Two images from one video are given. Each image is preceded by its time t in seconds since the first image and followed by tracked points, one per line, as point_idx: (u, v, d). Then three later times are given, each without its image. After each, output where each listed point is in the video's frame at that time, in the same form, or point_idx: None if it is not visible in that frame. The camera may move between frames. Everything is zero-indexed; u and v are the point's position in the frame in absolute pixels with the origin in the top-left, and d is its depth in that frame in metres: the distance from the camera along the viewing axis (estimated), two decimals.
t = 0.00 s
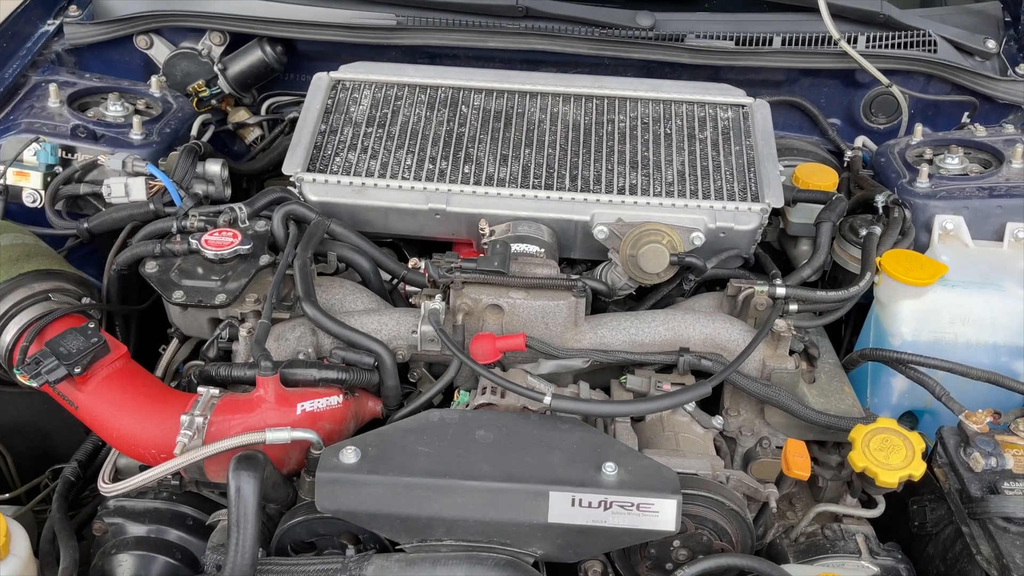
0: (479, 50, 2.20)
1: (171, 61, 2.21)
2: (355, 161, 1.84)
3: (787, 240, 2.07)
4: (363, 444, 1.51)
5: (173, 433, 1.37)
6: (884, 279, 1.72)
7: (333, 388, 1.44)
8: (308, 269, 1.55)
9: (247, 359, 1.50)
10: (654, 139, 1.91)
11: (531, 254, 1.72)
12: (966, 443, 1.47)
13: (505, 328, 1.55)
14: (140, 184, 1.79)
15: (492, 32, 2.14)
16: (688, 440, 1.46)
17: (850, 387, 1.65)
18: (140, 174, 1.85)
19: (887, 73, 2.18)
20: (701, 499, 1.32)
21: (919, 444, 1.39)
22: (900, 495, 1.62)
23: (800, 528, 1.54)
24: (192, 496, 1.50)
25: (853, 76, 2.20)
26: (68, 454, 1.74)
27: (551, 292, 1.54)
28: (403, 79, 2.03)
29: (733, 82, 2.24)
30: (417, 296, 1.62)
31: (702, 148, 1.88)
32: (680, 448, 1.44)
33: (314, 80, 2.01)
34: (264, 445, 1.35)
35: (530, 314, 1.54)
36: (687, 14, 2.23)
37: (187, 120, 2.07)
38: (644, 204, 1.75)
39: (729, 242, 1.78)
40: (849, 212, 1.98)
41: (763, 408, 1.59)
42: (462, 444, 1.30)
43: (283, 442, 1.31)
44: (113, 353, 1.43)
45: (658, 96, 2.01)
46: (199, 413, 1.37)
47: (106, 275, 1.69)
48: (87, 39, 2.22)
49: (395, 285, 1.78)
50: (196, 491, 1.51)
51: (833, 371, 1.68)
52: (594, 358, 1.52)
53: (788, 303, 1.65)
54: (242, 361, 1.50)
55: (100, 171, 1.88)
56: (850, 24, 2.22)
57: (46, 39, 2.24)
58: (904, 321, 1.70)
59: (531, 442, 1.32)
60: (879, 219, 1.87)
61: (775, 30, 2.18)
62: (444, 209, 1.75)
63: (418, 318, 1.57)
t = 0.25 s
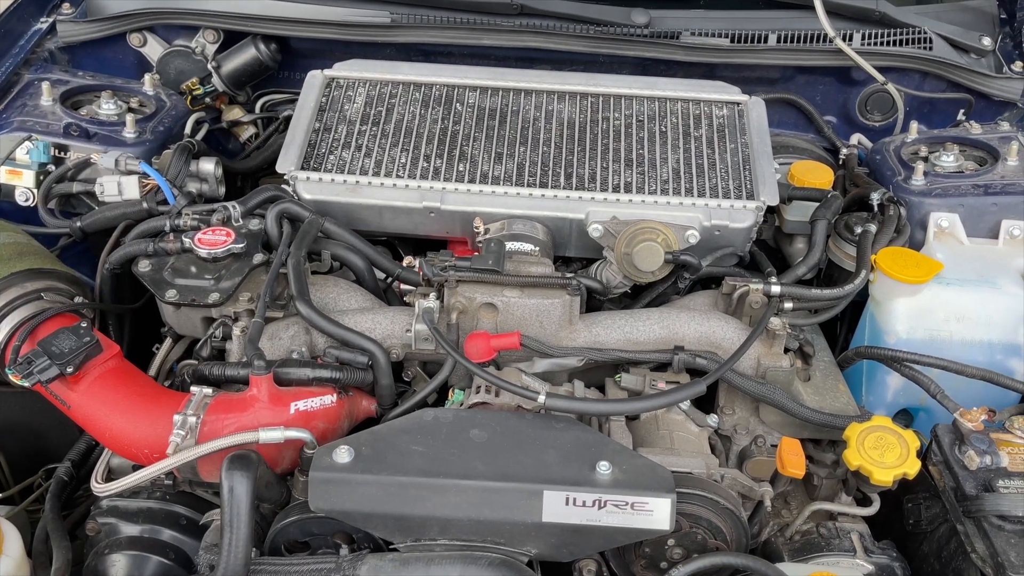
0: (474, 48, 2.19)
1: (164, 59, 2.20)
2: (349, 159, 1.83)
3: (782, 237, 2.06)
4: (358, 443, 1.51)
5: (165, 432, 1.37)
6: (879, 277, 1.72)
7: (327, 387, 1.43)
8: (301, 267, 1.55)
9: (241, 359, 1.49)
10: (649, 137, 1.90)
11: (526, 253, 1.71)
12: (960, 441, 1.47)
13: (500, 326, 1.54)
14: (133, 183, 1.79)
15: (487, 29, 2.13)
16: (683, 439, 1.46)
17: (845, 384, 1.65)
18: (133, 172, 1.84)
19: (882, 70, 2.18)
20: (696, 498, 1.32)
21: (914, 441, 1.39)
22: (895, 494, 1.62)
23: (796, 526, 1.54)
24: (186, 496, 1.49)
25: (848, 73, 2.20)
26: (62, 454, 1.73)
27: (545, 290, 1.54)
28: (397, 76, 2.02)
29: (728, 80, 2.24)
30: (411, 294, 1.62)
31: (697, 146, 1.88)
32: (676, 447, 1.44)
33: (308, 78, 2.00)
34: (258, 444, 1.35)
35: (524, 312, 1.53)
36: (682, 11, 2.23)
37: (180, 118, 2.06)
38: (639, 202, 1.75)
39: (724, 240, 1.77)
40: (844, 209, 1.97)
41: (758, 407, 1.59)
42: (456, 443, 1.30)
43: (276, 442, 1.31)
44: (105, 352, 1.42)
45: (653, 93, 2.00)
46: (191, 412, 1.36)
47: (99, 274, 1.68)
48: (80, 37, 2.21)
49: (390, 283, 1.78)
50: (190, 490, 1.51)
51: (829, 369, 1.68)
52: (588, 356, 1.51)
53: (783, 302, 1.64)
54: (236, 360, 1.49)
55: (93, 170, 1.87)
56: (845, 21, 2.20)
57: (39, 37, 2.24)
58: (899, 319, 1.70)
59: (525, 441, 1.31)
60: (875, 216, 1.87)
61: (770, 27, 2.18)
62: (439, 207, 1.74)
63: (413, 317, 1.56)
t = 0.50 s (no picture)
0: (470, 46, 2.19)
1: (159, 58, 2.19)
2: (345, 158, 1.83)
3: (778, 236, 2.07)
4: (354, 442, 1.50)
5: (160, 432, 1.37)
6: (875, 275, 1.72)
7: (323, 387, 1.43)
8: (297, 266, 1.55)
9: (236, 358, 1.50)
10: (645, 136, 1.90)
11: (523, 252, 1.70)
12: (955, 439, 1.47)
13: (495, 326, 1.55)
14: (128, 182, 1.78)
15: (483, 28, 2.13)
16: (679, 438, 1.46)
17: (840, 383, 1.66)
18: (128, 171, 1.84)
19: (878, 68, 2.18)
20: (691, 497, 1.32)
21: (909, 440, 1.39)
22: (890, 492, 1.62)
23: (791, 524, 1.55)
24: (182, 496, 1.48)
25: (844, 71, 2.20)
26: (58, 453, 1.73)
27: (541, 289, 1.54)
28: (393, 75, 2.02)
29: (724, 78, 2.24)
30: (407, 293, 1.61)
31: (693, 144, 1.88)
32: (672, 445, 1.44)
33: (304, 77, 2.00)
34: (253, 444, 1.35)
35: (520, 311, 1.53)
36: (678, 9, 2.23)
37: (176, 117, 2.06)
38: (635, 201, 1.75)
39: (720, 239, 1.77)
40: (840, 208, 1.98)
41: (754, 405, 1.59)
42: (451, 443, 1.30)
43: (272, 441, 1.31)
44: (101, 352, 1.42)
45: (649, 92, 2.00)
46: (187, 412, 1.36)
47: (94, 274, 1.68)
48: (75, 35, 2.20)
49: (386, 282, 1.78)
50: (186, 490, 1.50)
51: (824, 367, 1.68)
52: (584, 355, 1.52)
53: (779, 300, 1.65)
54: (231, 359, 1.49)
55: (88, 169, 1.87)
56: (840, 19, 2.21)
57: (34, 36, 2.23)
58: (894, 317, 1.70)
59: (520, 440, 1.32)
60: (870, 215, 1.87)
61: (766, 26, 2.18)
62: (435, 206, 1.74)
63: (409, 316, 1.56)
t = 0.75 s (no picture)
0: (467, 45, 2.19)
1: (157, 57, 2.19)
2: (342, 157, 1.83)
3: (776, 234, 2.06)
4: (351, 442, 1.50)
5: (157, 433, 1.36)
6: (872, 274, 1.71)
7: (320, 386, 1.43)
8: (294, 266, 1.54)
9: (234, 358, 1.50)
10: (642, 134, 1.90)
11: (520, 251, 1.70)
12: (953, 438, 1.47)
13: (493, 325, 1.54)
14: (125, 182, 1.79)
15: (480, 26, 2.13)
16: (677, 437, 1.46)
17: (838, 381, 1.66)
18: (125, 171, 1.83)
19: (875, 67, 2.18)
20: (689, 496, 1.32)
21: (907, 439, 1.39)
22: (888, 490, 1.62)
23: (789, 523, 1.55)
24: (179, 496, 1.49)
25: (842, 70, 2.20)
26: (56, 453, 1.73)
27: (539, 288, 1.54)
28: (390, 74, 2.02)
29: (721, 77, 2.24)
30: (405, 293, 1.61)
31: (690, 143, 1.88)
32: (669, 445, 1.44)
33: (301, 76, 2.00)
34: (251, 444, 1.35)
35: (518, 310, 1.53)
36: (676, 7, 2.23)
37: (173, 117, 2.05)
38: (632, 200, 1.75)
39: (718, 238, 1.77)
40: (838, 206, 1.97)
41: (752, 404, 1.59)
42: (449, 442, 1.30)
43: (269, 441, 1.31)
44: (98, 352, 1.42)
45: (647, 90, 2.00)
46: (184, 412, 1.36)
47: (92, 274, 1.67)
48: (71, 35, 2.20)
49: (383, 282, 1.77)
50: (183, 490, 1.50)
51: (822, 366, 1.68)
52: (582, 354, 1.52)
53: (777, 299, 1.65)
54: (229, 359, 1.49)
55: (85, 169, 1.87)
56: (838, 17, 2.20)
57: (31, 36, 2.22)
58: (892, 315, 1.70)
59: (518, 439, 1.31)
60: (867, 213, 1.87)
61: (764, 24, 2.19)
62: (433, 205, 1.74)
63: (406, 316, 1.56)
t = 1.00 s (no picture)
0: (463, 44, 2.19)
1: (153, 56, 2.19)
2: (338, 156, 1.83)
3: (773, 232, 2.07)
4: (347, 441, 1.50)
5: (153, 432, 1.36)
6: (867, 272, 1.72)
7: (316, 385, 1.43)
8: (290, 265, 1.54)
9: (229, 357, 1.50)
10: (638, 132, 1.90)
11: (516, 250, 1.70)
12: (949, 435, 1.47)
13: (489, 323, 1.54)
14: (121, 181, 1.78)
15: (477, 25, 2.13)
16: (672, 434, 1.47)
17: (834, 379, 1.66)
18: (121, 170, 1.83)
19: (871, 64, 2.18)
20: (685, 493, 1.32)
21: (902, 436, 1.39)
22: (884, 487, 1.62)
23: (785, 520, 1.55)
24: (175, 496, 1.49)
25: (838, 67, 2.20)
26: (52, 452, 1.74)
27: (535, 287, 1.54)
28: (386, 73, 2.02)
29: (718, 75, 2.24)
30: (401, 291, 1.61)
31: (686, 141, 1.88)
32: (665, 442, 1.44)
33: (297, 75, 2.00)
34: (246, 443, 1.34)
35: (513, 308, 1.53)
36: (672, 6, 2.23)
37: (169, 116, 2.05)
38: (628, 198, 1.75)
39: (714, 235, 1.77)
40: (834, 204, 1.97)
41: (747, 402, 1.59)
42: (445, 441, 1.30)
43: (265, 441, 1.31)
44: (93, 351, 1.41)
45: (643, 89, 2.00)
46: (179, 411, 1.36)
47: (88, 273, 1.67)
48: (67, 34, 2.19)
49: (379, 281, 1.78)
50: (179, 489, 1.51)
51: (818, 364, 1.68)
52: (578, 352, 1.52)
53: (772, 297, 1.65)
54: (224, 359, 1.49)
55: (81, 168, 1.86)
56: (834, 15, 2.22)
57: (26, 35, 2.22)
58: (887, 313, 1.70)
59: (513, 437, 1.32)
60: (863, 211, 1.87)
61: (760, 22, 2.19)
62: (429, 204, 1.74)
63: (402, 314, 1.56)
